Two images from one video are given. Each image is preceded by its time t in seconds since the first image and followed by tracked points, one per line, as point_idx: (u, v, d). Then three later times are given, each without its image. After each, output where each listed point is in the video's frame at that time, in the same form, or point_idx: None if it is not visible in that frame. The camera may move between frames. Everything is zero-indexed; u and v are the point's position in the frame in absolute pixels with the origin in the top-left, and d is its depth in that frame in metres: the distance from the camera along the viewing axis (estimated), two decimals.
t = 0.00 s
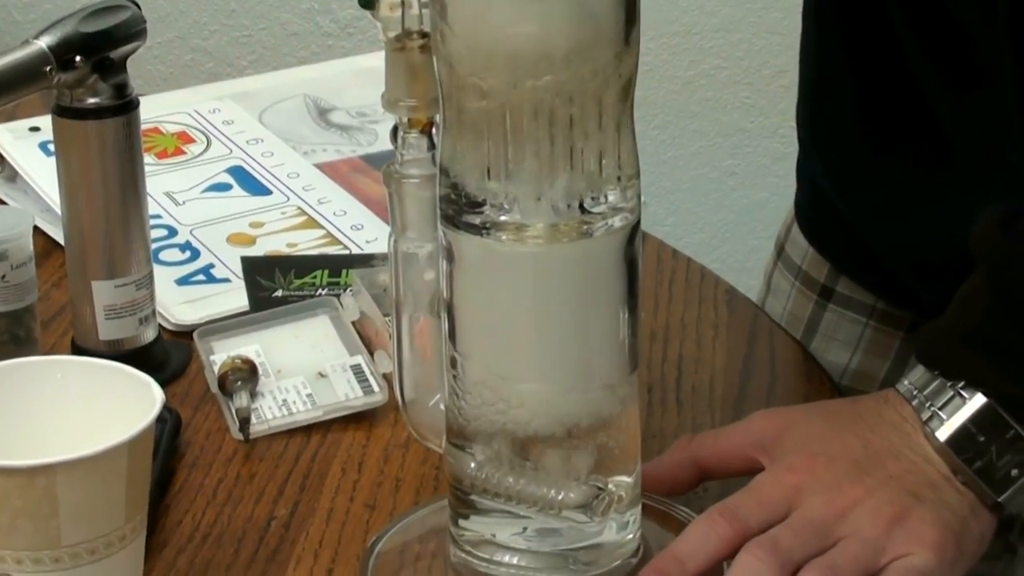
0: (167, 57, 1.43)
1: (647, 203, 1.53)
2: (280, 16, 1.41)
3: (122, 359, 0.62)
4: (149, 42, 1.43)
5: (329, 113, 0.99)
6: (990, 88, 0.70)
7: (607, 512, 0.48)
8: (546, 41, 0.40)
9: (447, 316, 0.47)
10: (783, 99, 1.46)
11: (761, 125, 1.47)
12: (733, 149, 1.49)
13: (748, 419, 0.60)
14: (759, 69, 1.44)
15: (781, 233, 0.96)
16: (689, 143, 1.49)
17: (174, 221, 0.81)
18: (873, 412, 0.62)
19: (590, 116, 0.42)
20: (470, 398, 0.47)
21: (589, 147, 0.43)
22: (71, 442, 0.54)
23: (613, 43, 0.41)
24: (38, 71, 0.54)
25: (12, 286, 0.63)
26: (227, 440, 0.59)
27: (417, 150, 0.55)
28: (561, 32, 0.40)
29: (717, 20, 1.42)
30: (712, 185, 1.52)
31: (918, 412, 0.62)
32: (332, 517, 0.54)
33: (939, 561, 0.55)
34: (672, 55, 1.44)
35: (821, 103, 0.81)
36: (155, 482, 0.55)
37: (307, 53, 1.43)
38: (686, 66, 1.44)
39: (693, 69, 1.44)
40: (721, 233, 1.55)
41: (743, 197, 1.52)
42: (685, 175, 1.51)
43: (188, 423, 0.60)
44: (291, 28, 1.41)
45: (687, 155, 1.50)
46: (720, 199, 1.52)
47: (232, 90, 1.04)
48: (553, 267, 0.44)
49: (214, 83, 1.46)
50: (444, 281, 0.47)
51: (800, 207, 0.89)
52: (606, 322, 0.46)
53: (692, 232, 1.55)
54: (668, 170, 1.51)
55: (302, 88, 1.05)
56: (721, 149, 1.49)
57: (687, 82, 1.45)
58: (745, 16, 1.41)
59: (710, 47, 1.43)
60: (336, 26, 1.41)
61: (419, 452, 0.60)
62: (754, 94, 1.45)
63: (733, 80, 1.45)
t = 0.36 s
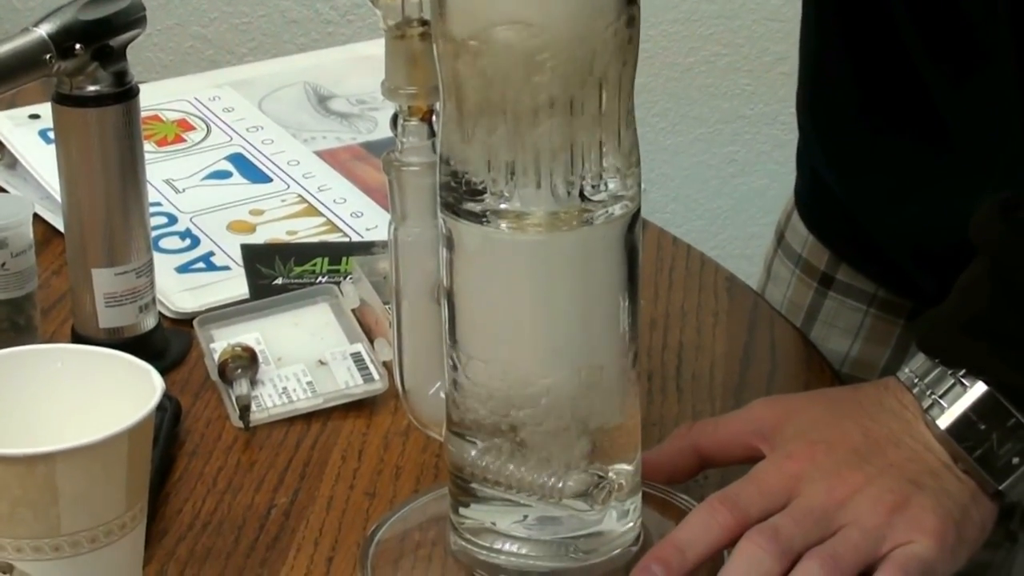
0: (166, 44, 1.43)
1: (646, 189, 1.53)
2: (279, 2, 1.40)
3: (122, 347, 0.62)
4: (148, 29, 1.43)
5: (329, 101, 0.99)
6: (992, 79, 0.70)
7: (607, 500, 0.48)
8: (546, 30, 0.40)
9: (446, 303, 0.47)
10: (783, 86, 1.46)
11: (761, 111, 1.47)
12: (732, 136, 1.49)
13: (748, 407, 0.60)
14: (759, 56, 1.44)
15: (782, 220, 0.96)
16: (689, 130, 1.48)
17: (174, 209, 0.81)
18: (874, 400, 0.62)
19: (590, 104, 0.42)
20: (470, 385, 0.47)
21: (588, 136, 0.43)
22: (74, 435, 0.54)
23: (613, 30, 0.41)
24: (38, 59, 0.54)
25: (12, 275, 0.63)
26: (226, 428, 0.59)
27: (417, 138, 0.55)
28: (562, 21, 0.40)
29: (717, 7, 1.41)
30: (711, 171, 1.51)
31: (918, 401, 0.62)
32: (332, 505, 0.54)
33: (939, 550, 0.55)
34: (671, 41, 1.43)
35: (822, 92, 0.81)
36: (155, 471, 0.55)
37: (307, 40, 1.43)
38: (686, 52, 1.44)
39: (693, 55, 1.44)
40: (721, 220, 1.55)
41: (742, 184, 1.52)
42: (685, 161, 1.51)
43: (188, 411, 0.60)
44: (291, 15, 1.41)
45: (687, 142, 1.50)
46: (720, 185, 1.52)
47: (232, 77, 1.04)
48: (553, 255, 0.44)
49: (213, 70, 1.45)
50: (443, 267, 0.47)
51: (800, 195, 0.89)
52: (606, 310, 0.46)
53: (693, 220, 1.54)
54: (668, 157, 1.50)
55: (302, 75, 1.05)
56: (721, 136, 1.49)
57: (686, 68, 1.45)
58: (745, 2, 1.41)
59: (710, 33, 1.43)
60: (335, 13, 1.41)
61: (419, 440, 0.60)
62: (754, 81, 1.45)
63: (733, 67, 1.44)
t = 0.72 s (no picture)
0: (167, 39, 1.42)
1: (646, 186, 1.53)
2: None
3: (122, 344, 0.62)
4: (149, 25, 1.42)
5: (329, 97, 0.99)
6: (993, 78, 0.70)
7: (607, 498, 0.48)
8: (547, 29, 0.40)
9: (447, 300, 0.47)
10: (784, 83, 1.45)
11: (761, 108, 1.47)
12: (733, 133, 1.49)
13: (748, 405, 0.60)
14: (760, 53, 1.44)
15: (783, 218, 0.96)
16: (689, 127, 1.48)
17: (174, 206, 0.81)
18: (874, 399, 0.62)
19: (590, 102, 0.42)
20: (469, 382, 0.47)
21: (589, 134, 0.43)
22: (76, 429, 0.54)
23: (614, 28, 0.41)
24: (38, 55, 0.54)
25: (11, 271, 0.63)
26: (226, 425, 0.59)
27: (418, 135, 0.55)
28: (563, 20, 0.40)
29: (718, 4, 1.41)
30: (711, 169, 1.51)
31: (918, 399, 0.62)
32: (332, 502, 0.54)
33: (939, 548, 0.55)
34: (671, 39, 1.43)
35: (823, 89, 0.81)
36: (155, 468, 0.55)
37: (307, 36, 1.42)
38: (686, 50, 1.44)
39: (694, 53, 1.44)
40: (721, 218, 1.55)
41: (743, 181, 1.52)
42: (686, 159, 1.51)
43: (187, 408, 0.60)
44: (292, 11, 1.41)
45: (687, 140, 1.50)
46: (720, 182, 1.52)
47: (232, 74, 1.04)
48: (552, 253, 0.44)
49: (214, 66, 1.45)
50: (444, 264, 0.47)
51: (801, 192, 0.88)
52: (606, 307, 0.46)
53: (693, 217, 1.54)
54: (668, 154, 1.50)
55: (303, 71, 1.05)
56: (721, 133, 1.49)
57: (687, 66, 1.45)
58: None
59: (711, 30, 1.43)
60: (336, 9, 1.40)
61: (418, 437, 0.60)
62: (754, 78, 1.45)
63: (734, 64, 1.44)
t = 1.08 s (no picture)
0: (166, 43, 1.43)
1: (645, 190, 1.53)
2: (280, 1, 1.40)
3: (121, 346, 0.62)
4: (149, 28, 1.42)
5: (329, 100, 0.99)
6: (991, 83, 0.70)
7: (606, 500, 0.48)
8: (548, 32, 0.40)
9: (447, 303, 0.47)
10: (783, 87, 1.46)
11: (761, 112, 1.47)
12: (732, 137, 1.49)
13: (748, 407, 0.60)
14: (759, 57, 1.44)
15: (782, 221, 0.96)
16: (689, 130, 1.48)
17: (173, 208, 0.81)
18: (872, 402, 0.62)
19: (590, 105, 0.42)
20: (468, 385, 0.47)
21: (588, 136, 0.43)
22: (81, 428, 0.54)
23: (614, 32, 0.41)
24: (37, 58, 0.54)
25: (12, 273, 0.63)
26: (225, 427, 0.59)
27: (418, 138, 0.55)
28: (564, 25, 0.40)
29: (717, 7, 1.41)
30: (710, 172, 1.51)
31: (917, 403, 0.62)
32: (331, 504, 0.54)
33: (938, 551, 0.55)
34: (669, 43, 1.44)
35: (823, 92, 0.81)
36: (155, 471, 0.55)
37: (308, 39, 1.43)
38: (685, 54, 1.44)
39: (692, 57, 1.44)
40: (720, 221, 1.55)
41: (742, 184, 1.52)
42: (685, 163, 1.51)
43: (187, 410, 0.60)
44: (292, 14, 1.41)
45: (686, 144, 1.50)
46: (720, 185, 1.52)
47: (232, 76, 1.04)
48: (553, 256, 0.44)
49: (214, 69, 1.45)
50: (443, 267, 0.47)
51: (800, 195, 0.89)
52: (605, 310, 0.46)
53: (693, 220, 1.55)
54: (667, 158, 1.50)
55: (302, 74, 1.05)
56: (720, 137, 1.49)
57: (686, 69, 1.45)
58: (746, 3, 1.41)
59: (710, 34, 1.43)
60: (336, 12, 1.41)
61: (418, 440, 0.60)
62: (753, 82, 1.45)
63: (733, 68, 1.44)
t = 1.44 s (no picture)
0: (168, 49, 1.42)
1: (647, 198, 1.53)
2: (282, 8, 1.40)
3: (123, 353, 0.62)
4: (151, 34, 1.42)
5: (330, 107, 0.99)
6: (993, 87, 0.70)
7: (607, 509, 0.48)
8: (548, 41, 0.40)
9: (449, 312, 0.47)
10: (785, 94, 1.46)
11: (761, 119, 1.47)
12: (733, 144, 1.49)
13: (749, 416, 0.60)
14: (761, 64, 1.44)
15: (784, 229, 0.96)
16: (690, 137, 1.48)
17: (175, 215, 0.81)
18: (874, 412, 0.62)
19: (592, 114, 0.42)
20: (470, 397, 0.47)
21: (590, 144, 0.43)
22: (80, 437, 0.54)
23: (614, 38, 0.41)
24: (39, 66, 0.54)
25: (14, 280, 0.63)
26: (227, 435, 0.59)
27: (420, 147, 0.55)
28: (564, 34, 0.40)
29: (717, 15, 1.41)
30: (711, 179, 1.51)
31: (919, 411, 0.62)
32: (332, 512, 0.54)
33: (939, 560, 0.55)
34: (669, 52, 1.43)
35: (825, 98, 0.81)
36: (156, 478, 0.55)
37: (309, 46, 1.43)
38: (683, 61, 1.44)
39: (692, 64, 1.44)
40: (722, 228, 1.55)
41: (742, 192, 1.52)
42: (685, 169, 1.51)
43: (189, 417, 0.60)
44: (293, 20, 1.41)
45: (686, 150, 1.49)
46: (720, 193, 1.52)
47: (234, 84, 1.04)
48: (555, 266, 0.44)
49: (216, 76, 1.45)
50: (445, 276, 0.47)
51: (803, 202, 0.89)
52: (607, 320, 0.45)
53: (695, 227, 1.55)
54: (667, 164, 1.50)
55: (303, 81, 1.05)
56: (721, 143, 1.49)
57: (687, 76, 1.45)
58: (747, 11, 1.41)
59: (711, 42, 1.43)
60: (337, 18, 1.41)
61: (419, 447, 0.60)
62: (753, 89, 1.45)
63: (734, 75, 1.44)
